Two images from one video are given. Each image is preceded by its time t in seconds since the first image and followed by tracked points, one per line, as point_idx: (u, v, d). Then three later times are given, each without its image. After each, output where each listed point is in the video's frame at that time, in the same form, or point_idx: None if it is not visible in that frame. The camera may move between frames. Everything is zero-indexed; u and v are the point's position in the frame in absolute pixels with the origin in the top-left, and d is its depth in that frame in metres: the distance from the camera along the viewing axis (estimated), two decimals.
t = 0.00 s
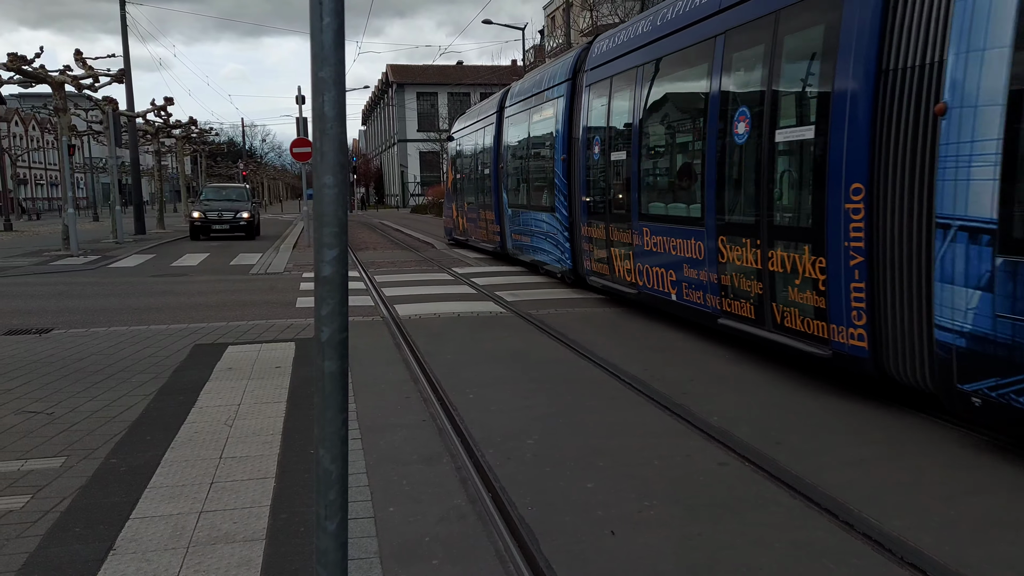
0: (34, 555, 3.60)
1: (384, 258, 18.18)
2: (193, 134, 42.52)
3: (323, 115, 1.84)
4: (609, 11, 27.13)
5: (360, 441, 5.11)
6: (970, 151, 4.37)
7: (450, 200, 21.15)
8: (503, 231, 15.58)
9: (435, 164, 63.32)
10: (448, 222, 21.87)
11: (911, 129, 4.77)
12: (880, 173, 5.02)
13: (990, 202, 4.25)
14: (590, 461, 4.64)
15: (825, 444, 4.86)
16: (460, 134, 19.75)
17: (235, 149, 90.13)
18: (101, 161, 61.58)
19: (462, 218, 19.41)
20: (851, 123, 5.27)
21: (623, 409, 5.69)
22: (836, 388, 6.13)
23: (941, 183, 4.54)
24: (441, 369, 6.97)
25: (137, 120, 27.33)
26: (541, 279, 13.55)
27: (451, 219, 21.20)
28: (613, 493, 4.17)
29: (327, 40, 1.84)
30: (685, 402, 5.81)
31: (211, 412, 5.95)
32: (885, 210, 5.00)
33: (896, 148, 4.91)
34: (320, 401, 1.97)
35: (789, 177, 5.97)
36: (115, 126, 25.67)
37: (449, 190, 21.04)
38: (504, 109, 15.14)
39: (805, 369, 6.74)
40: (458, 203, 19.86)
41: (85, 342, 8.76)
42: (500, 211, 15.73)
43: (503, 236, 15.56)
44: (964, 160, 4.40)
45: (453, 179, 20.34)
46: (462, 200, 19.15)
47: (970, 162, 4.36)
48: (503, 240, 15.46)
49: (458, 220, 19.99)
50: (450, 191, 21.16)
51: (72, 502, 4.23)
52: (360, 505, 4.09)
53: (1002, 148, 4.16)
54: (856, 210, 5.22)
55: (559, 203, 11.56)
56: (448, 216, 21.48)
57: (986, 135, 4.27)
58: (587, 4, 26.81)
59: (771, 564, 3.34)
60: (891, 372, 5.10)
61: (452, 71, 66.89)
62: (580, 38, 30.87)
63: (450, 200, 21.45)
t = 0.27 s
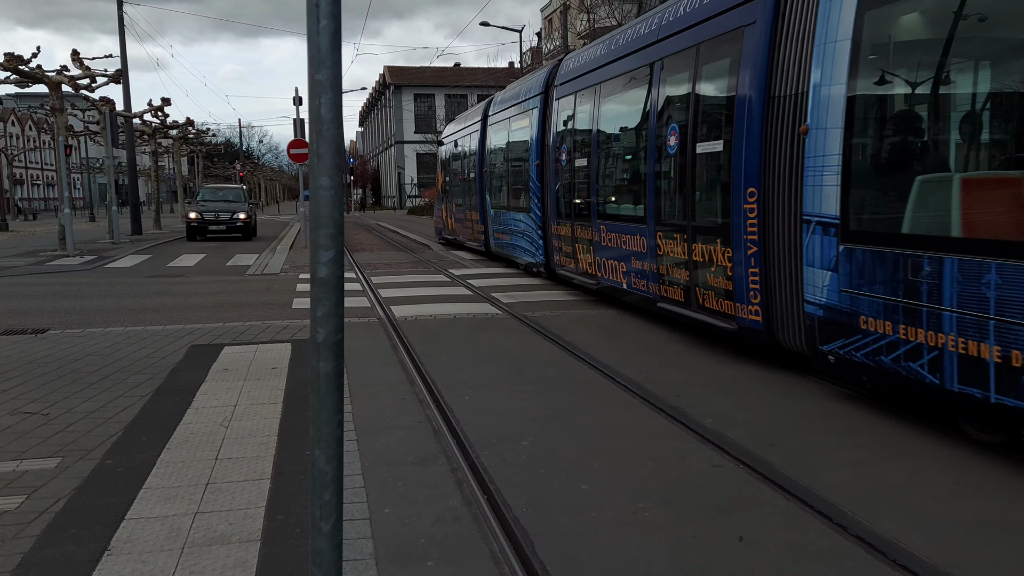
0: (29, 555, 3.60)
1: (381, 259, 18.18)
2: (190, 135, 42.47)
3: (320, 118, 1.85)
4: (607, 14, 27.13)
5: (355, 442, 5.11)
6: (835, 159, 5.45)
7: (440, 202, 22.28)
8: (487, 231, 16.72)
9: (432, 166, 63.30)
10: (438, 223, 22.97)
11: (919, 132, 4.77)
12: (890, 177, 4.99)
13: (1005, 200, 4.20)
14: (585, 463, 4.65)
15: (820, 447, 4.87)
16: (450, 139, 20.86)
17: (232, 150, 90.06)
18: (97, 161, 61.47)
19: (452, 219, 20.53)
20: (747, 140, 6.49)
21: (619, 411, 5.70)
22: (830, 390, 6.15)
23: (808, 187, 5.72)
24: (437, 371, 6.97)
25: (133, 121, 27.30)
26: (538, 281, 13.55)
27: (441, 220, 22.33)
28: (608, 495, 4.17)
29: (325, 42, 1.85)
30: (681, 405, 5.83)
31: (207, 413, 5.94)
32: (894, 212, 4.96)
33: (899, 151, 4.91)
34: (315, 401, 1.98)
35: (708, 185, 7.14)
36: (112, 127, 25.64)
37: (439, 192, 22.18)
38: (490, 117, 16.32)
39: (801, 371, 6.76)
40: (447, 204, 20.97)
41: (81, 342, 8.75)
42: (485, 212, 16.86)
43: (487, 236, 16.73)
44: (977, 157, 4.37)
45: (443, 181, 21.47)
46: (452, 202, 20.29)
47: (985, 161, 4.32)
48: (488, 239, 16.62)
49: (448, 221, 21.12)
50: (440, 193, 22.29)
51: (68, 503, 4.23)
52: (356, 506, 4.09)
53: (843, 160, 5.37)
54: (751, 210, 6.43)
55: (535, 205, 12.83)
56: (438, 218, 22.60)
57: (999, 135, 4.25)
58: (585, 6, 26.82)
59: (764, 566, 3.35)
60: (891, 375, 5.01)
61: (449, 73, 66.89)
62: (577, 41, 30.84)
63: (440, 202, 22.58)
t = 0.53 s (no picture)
0: (23, 553, 3.59)
1: (376, 259, 18.17)
2: (185, 134, 42.24)
3: (318, 116, 1.86)
4: (603, 15, 27.14)
5: (350, 441, 5.11)
6: (760, 165, 6.33)
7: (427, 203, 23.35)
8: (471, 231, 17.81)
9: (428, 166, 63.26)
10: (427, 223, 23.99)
11: (921, 133, 4.72)
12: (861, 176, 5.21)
13: (1006, 201, 4.18)
14: (580, 463, 4.67)
15: (813, 447, 4.90)
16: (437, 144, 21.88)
17: (227, 149, 89.83)
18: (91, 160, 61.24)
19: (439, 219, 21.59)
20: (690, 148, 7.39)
21: (613, 411, 5.72)
22: (824, 391, 6.18)
23: (718, 189, 6.90)
24: (433, 371, 6.98)
25: (128, 119, 27.23)
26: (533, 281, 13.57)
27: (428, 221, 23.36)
28: (603, 495, 4.19)
29: (324, 43, 1.86)
30: (675, 405, 5.85)
31: (202, 412, 5.94)
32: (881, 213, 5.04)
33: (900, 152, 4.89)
34: (312, 399, 1.98)
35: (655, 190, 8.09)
36: (107, 125, 25.56)
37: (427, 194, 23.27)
38: (472, 124, 17.42)
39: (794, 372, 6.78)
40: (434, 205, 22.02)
41: (75, 341, 8.72)
42: (468, 213, 17.93)
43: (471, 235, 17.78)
44: (983, 156, 4.32)
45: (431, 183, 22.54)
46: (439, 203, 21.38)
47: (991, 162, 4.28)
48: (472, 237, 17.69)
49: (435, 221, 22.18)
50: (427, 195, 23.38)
51: (62, 501, 4.22)
52: (352, 505, 4.09)
53: (788, 166, 5.97)
54: (679, 210, 7.61)
55: (512, 206, 13.93)
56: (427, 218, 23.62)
57: (1003, 136, 4.21)
58: (581, 7, 26.85)
59: (759, 566, 3.37)
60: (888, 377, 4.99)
61: (445, 73, 66.86)
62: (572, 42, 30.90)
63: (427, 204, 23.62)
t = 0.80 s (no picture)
0: (17, 554, 3.58)
1: (371, 260, 18.17)
2: (179, 134, 42.13)
3: (314, 117, 1.85)
4: (598, 16, 27.17)
5: (345, 442, 5.10)
6: (700, 164, 7.21)
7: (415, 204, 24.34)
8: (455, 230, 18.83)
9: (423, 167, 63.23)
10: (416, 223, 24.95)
11: (908, 135, 4.75)
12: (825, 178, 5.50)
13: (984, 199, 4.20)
14: (575, 463, 4.67)
15: (807, 447, 4.92)
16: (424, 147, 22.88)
17: (222, 149, 89.62)
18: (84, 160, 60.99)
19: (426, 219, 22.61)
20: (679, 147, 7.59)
21: (607, 411, 5.73)
22: (818, 391, 6.20)
23: (652, 190, 8.13)
24: (427, 371, 6.98)
25: (122, 119, 27.14)
26: (528, 281, 13.58)
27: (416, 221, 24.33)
28: (599, 495, 4.19)
29: (320, 43, 1.86)
30: (669, 405, 5.87)
31: (196, 412, 5.93)
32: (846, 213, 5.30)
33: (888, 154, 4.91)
34: (307, 398, 1.99)
35: (648, 189, 8.34)
36: (101, 125, 25.47)
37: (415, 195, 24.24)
38: (455, 130, 18.47)
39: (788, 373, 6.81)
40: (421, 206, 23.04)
41: (68, 341, 8.70)
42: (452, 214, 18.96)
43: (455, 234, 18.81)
44: (968, 155, 4.31)
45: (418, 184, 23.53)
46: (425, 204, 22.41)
47: (975, 161, 4.27)
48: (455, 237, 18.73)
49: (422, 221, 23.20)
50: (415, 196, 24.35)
51: (56, 502, 4.21)
52: (347, 506, 4.09)
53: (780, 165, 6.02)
54: (625, 208, 8.87)
55: (490, 207, 15.04)
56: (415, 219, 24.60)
57: (981, 136, 4.23)
58: (576, 8, 26.87)
59: (754, 566, 3.38)
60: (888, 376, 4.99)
61: (440, 74, 66.85)
62: (568, 42, 30.97)
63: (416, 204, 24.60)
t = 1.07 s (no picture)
0: (10, 555, 3.56)
1: (368, 259, 18.15)
2: (175, 134, 42.02)
3: (308, 116, 1.84)
4: (595, 16, 27.17)
5: (341, 442, 5.09)
6: (643, 168, 8.34)
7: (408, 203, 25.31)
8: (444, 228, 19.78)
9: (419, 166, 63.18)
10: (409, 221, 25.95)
11: (778, 143, 5.95)
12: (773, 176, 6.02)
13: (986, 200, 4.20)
14: (572, 463, 4.66)
15: (804, 447, 4.92)
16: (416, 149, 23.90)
17: (218, 149, 89.44)
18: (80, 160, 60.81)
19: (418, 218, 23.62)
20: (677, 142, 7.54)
21: (604, 411, 5.73)
22: (814, 391, 6.21)
23: (602, 190, 9.40)
24: (424, 371, 6.96)
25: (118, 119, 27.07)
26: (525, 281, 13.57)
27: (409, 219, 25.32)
28: (595, 496, 4.18)
29: (314, 40, 1.85)
30: (666, 405, 5.86)
31: (191, 413, 5.91)
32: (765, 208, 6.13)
33: (885, 154, 4.86)
34: (301, 399, 1.97)
35: (602, 189, 9.50)
36: (97, 125, 25.39)
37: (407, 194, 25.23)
38: (445, 132, 19.48)
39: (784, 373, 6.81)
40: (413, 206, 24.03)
41: (63, 341, 8.67)
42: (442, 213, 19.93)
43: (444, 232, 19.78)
44: (813, 163, 5.55)
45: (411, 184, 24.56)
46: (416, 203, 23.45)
47: (818, 168, 5.50)
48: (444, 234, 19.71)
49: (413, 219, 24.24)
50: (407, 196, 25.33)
51: (50, 503, 4.19)
52: (342, 507, 4.07)
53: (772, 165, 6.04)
54: (582, 206, 10.13)
55: (474, 206, 16.15)
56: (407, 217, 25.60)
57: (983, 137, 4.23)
58: (573, 8, 26.86)
59: (751, 566, 3.37)
60: (882, 380, 4.97)
61: (437, 74, 66.80)
62: (565, 41, 30.95)
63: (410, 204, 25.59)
